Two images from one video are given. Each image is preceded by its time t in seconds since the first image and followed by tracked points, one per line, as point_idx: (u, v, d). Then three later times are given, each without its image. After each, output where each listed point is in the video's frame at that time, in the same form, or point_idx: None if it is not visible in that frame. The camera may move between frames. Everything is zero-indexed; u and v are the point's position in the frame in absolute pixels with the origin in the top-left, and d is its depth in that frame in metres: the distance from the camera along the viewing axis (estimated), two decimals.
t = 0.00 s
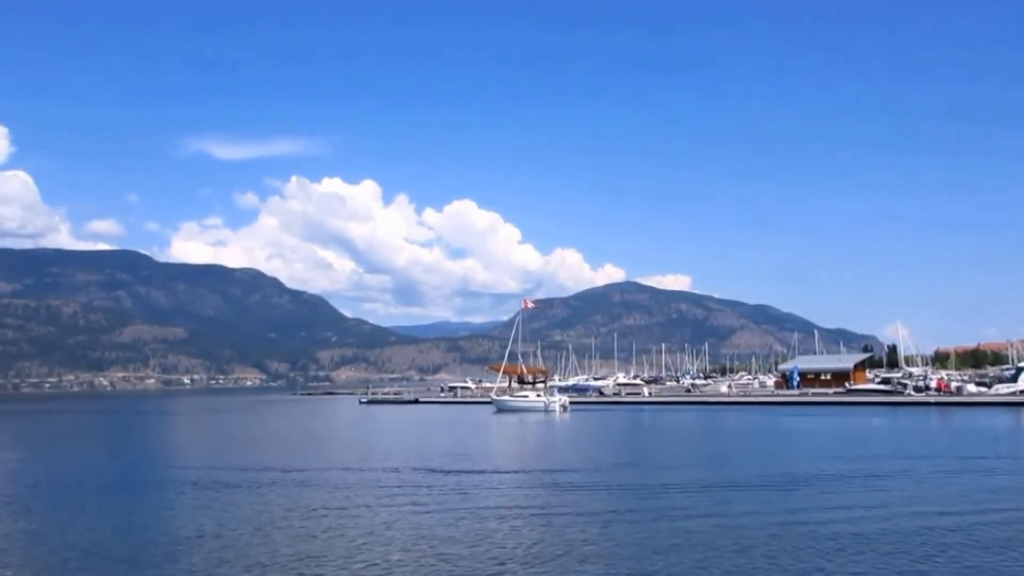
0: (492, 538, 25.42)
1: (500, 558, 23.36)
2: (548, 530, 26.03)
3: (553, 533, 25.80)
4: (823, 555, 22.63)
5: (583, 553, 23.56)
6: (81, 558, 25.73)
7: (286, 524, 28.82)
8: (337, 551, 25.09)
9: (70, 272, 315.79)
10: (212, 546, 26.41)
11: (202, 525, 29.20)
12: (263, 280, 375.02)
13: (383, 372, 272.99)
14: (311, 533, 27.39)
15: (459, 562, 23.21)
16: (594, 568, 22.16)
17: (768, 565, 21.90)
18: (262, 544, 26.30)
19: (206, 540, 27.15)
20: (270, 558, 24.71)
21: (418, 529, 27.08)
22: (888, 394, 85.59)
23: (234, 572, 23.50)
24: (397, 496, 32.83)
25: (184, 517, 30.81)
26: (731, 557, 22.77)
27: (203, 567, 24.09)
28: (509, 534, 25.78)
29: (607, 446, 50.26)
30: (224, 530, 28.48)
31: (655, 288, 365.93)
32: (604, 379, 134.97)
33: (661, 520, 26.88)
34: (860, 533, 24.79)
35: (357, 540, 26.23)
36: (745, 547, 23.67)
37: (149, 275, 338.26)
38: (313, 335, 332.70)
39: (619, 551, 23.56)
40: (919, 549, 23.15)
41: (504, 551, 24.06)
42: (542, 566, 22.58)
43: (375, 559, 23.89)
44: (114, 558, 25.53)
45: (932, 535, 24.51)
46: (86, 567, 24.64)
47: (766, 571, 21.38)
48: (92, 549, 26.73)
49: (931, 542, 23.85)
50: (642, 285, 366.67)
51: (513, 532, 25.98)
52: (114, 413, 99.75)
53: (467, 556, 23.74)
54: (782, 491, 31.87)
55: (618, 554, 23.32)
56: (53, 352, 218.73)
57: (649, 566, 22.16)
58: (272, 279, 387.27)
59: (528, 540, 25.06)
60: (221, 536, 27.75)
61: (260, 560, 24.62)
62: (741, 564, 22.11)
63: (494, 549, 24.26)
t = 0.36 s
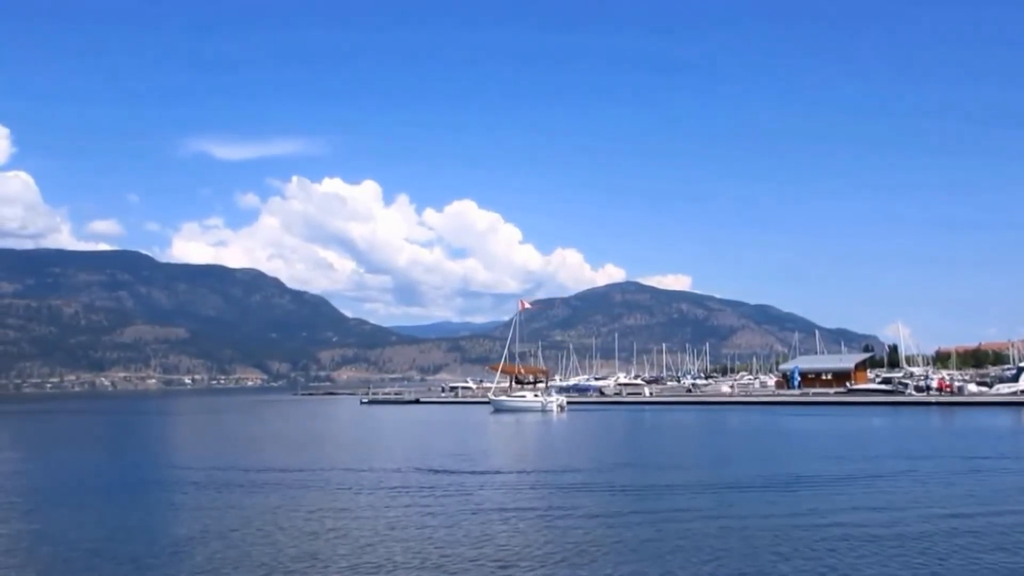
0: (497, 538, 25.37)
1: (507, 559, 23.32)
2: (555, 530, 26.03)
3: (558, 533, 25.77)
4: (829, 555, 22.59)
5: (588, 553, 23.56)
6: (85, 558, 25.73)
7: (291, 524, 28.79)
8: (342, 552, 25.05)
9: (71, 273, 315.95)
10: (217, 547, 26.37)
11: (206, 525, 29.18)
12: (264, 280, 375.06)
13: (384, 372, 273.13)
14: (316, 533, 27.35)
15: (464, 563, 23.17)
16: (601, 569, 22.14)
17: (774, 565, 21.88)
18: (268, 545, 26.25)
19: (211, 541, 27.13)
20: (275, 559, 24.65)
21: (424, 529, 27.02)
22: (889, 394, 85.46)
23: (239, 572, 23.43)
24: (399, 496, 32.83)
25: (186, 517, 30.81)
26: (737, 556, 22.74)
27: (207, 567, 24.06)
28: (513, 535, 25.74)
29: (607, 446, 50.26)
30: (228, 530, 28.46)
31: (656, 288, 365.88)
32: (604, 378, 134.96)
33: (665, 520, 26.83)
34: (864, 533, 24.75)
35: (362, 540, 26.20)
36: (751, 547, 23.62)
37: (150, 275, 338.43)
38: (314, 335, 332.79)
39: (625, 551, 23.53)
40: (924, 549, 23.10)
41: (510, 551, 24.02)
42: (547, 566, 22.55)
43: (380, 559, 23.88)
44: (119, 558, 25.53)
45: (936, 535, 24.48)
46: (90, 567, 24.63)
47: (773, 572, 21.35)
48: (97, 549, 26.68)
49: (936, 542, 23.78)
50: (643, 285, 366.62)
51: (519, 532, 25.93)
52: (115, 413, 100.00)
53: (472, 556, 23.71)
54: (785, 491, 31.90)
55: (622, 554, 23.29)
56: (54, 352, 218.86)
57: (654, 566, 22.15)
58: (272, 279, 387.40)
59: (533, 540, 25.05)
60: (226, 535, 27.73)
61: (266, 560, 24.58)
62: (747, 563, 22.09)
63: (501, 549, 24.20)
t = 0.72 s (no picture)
0: (501, 538, 25.53)
1: (512, 559, 23.38)
2: (559, 531, 26.06)
3: (562, 533, 25.86)
4: (832, 556, 22.70)
5: (592, 553, 23.64)
6: (91, 558, 25.85)
7: (295, 524, 28.84)
8: (348, 551, 25.12)
9: (74, 273, 316.47)
10: (222, 547, 26.38)
11: (210, 526, 29.20)
12: (267, 281, 375.51)
13: (386, 372, 273.28)
14: (321, 533, 27.39)
15: (468, 563, 23.29)
16: (606, 569, 22.22)
17: (779, 565, 21.97)
18: (274, 545, 26.30)
19: (215, 541, 27.19)
20: (280, 559, 24.72)
21: (427, 529, 27.10)
22: (891, 394, 85.44)
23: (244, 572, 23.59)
24: (402, 496, 32.91)
25: (189, 517, 30.87)
26: (741, 556, 22.83)
27: (212, 567, 24.21)
28: (518, 535, 25.82)
29: (608, 446, 50.35)
30: (232, 530, 28.52)
31: (658, 288, 365.83)
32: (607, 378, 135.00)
33: (669, 521, 26.92)
34: (867, 533, 24.83)
35: (367, 540, 26.27)
36: (753, 548, 23.70)
37: (152, 275, 338.96)
38: (316, 335, 332.97)
39: (629, 551, 23.62)
40: (927, 549, 23.20)
41: (516, 551, 24.07)
42: (550, 566, 22.65)
43: (385, 559, 24.01)
44: (124, 558, 25.65)
45: (939, 535, 24.57)
46: (93, 567, 24.73)
47: (777, 571, 21.47)
48: (103, 549, 26.81)
49: (939, 542, 23.86)
50: (644, 285, 366.60)
51: (525, 533, 25.97)
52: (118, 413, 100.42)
53: (477, 555, 23.84)
54: (788, 491, 31.96)
55: (626, 554, 23.40)
56: (57, 352, 219.27)
57: (659, 565, 22.28)
58: (274, 279, 387.76)
59: (538, 540, 25.17)
60: (230, 535, 27.82)
61: (269, 561, 24.64)
62: (751, 563, 22.20)
63: (506, 550, 24.26)
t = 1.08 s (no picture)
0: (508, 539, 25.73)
1: (520, 560, 23.60)
2: (566, 532, 26.25)
3: (569, 534, 25.97)
4: (839, 557, 22.85)
5: (598, 554, 23.84)
6: (100, 558, 26.04)
7: (302, 525, 29.00)
8: (357, 552, 25.30)
9: (80, 274, 317.27)
10: (231, 547, 26.56)
11: (219, 526, 29.38)
12: (272, 281, 376.25)
13: (391, 372, 273.67)
14: (329, 534, 27.59)
15: (476, 562, 23.53)
16: (615, 569, 22.45)
17: (786, 566, 22.24)
18: (282, 545, 26.52)
19: (223, 541, 27.36)
20: (289, 560, 24.89)
21: (434, 530, 27.28)
22: (897, 394, 85.41)
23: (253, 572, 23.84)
24: (407, 497, 33.07)
25: (195, 518, 31.07)
26: (747, 557, 23.05)
27: (222, 566, 24.43)
28: (525, 536, 25.93)
29: (612, 446, 50.58)
30: (240, 530, 28.67)
31: (663, 288, 365.66)
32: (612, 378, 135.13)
33: (675, 522, 27.05)
34: (872, 535, 24.96)
35: (375, 540, 26.44)
36: (759, 548, 23.92)
37: (158, 276, 339.78)
38: (321, 335, 333.42)
39: (636, 552, 23.82)
40: (933, 550, 23.37)
41: (524, 552, 24.28)
42: (559, 567, 22.89)
43: (393, 559, 24.18)
44: (133, 559, 25.77)
45: (944, 536, 24.78)
46: (99, 568, 24.89)
47: (783, 571, 21.71)
48: (111, 550, 26.97)
49: (943, 543, 24.04)
50: (650, 285, 366.45)
51: (532, 533, 26.16)
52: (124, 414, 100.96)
53: (484, 556, 24.05)
54: (795, 493, 31.96)
55: (635, 555, 23.54)
56: (63, 353, 219.97)
57: (666, 566, 22.52)
58: (280, 279, 388.47)
59: (547, 542, 25.32)
60: (238, 536, 27.97)
61: (278, 561, 24.82)
62: (756, 564, 22.47)
63: (515, 550, 24.47)
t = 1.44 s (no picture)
0: (520, 539, 25.67)
1: (532, 560, 23.56)
2: (577, 532, 26.19)
3: (580, 535, 25.86)
4: (852, 558, 22.76)
5: (610, 555, 23.77)
6: (110, 558, 26.02)
7: (311, 525, 28.89)
8: (369, 551, 25.24)
9: (89, 274, 318.33)
10: (239, 547, 26.50)
11: (227, 526, 29.29)
12: (280, 281, 377.00)
13: (399, 372, 273.87)
14: (339, 533, 27.53)
15: (489, 562, 23.47)
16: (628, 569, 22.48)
17: (800, 566, 22.17)
18: (290, 545, 26.44)
19: (231, 542, 27.30)
20: (301, 558, 24.82)
21: (446, 529, 27.27)
22: (906, 394, 85.07)
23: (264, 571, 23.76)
24: (414, 498, 32.99)
25: (205, 517, 31.15)
26: (758, 557, 23.02)
27: (234, 566, 24.38)
28: (535, 535, 25.96)
29: (620, 446, 50.62)
30: (249, 530, 28.59)
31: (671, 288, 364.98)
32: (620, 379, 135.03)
33: (685, 523, 26.95)
34: (883, 536, 24.88)
35: (387, 540, 26.40)
36: (770, 548, 23.88)
37: (166, 276, 340.69)
38: (329, 336, 333.90)
39: (648, 552, 23.79)
40: (944, 551, 23.29)
41: (536, 553, 24.21)
42: (574, 566, 22.84)
43: (405, 559, 24.14)
44: (144, 559, 25.74)
45: (957, 535, 24.70)
46: (108, 568, 24.85)
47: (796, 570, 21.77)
48: (122, 550, 26.94)
49: (954, 542, 24.05)
50: (658, 285, 365.86)
51: (543, 533, 26.14)
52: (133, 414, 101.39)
53: (497, 557, 23.99)
54: (805, 494, 31.83)
55: (647, 556, 23.44)
56: (72, 353, 220.68)
57: (678, 567, 22.46)
58: (288, 279, 389.17)
59: (559, 542, 25.25)
60: (248, 535, 27.90)
61: (291, 561, 24.75)
62: (769, 564, 22.39)
63: (526, 550, 24.43)
